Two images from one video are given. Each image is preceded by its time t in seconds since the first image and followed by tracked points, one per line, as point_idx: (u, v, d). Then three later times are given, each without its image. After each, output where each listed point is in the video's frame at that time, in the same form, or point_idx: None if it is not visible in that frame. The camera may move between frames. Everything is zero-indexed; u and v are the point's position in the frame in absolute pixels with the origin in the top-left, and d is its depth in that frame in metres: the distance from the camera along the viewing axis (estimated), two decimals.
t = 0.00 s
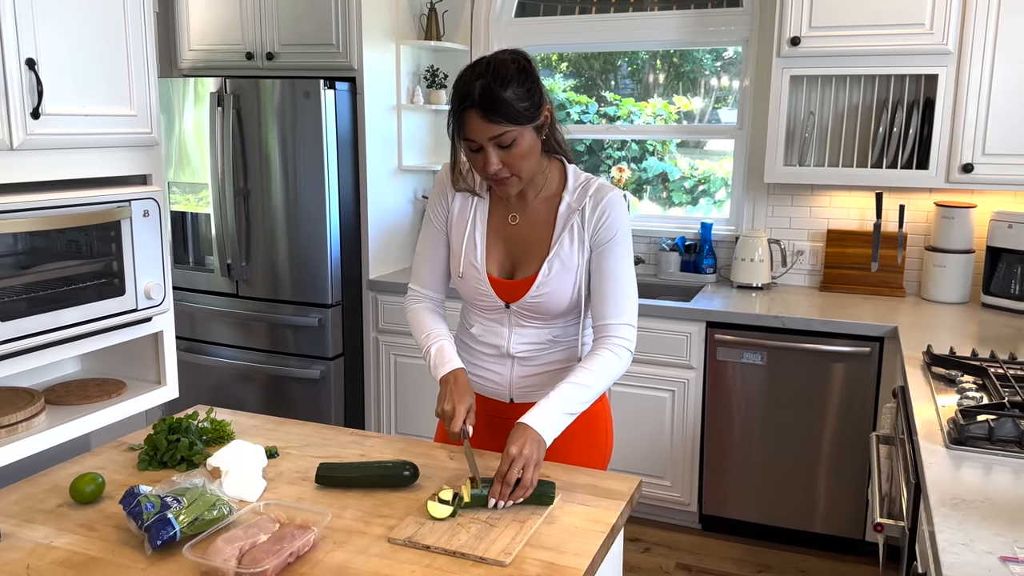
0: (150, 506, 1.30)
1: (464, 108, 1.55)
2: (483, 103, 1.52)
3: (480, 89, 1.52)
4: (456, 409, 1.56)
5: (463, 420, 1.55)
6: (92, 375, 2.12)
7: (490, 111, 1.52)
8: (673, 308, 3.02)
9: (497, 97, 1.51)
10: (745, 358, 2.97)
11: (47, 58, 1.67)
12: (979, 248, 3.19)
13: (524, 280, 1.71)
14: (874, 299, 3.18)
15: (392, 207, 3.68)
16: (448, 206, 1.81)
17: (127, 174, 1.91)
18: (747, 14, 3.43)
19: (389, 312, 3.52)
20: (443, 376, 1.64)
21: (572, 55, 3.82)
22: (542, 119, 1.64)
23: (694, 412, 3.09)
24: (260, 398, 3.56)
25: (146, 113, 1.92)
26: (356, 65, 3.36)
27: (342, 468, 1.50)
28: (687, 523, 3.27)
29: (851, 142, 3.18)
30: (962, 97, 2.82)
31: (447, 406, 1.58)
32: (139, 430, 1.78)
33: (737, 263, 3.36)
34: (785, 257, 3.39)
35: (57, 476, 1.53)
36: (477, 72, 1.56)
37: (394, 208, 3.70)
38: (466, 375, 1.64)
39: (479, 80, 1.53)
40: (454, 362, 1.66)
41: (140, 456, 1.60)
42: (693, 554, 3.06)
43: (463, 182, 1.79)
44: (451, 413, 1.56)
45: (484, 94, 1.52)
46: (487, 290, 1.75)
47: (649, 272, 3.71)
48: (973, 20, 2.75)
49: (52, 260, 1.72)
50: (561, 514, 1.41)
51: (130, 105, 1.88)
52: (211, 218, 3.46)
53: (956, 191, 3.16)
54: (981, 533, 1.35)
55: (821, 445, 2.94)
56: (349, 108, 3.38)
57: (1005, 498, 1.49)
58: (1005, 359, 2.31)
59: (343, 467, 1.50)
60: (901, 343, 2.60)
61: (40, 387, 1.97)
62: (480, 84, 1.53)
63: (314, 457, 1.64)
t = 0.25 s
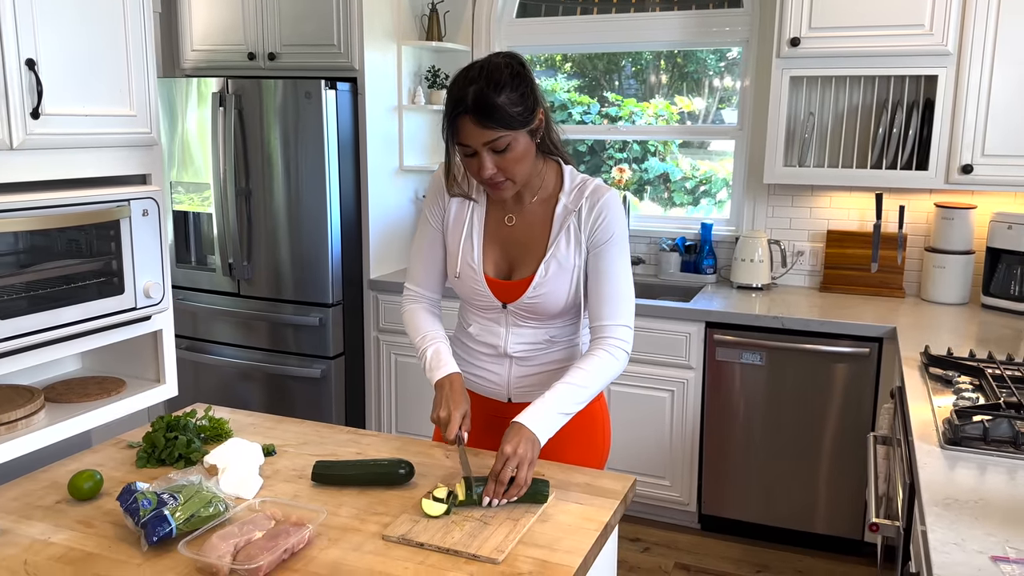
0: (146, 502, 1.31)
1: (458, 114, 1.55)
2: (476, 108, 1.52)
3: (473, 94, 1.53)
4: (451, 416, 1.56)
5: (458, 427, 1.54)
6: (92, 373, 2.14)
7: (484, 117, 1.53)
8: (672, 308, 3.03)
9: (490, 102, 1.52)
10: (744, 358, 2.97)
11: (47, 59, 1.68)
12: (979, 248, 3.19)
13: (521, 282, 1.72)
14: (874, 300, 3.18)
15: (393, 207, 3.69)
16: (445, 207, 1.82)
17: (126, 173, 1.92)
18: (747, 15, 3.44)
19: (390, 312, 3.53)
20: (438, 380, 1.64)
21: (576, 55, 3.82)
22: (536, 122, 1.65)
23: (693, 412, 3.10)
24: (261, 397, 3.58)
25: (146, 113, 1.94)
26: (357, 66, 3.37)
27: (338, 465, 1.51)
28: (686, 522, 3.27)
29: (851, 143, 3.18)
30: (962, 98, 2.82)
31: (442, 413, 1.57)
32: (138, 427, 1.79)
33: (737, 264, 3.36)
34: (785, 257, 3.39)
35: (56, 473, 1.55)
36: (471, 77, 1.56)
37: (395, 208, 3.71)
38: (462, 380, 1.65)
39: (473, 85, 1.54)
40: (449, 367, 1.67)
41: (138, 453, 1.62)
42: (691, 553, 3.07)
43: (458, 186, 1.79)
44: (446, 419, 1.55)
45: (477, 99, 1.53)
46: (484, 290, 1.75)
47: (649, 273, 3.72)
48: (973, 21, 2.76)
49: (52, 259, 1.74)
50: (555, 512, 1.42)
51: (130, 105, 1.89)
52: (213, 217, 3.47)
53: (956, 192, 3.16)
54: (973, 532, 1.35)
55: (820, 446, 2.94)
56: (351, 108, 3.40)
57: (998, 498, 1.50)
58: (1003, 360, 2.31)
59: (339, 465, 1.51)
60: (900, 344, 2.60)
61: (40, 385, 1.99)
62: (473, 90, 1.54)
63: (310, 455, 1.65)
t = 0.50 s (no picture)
0: (144, 501, 1.32)
1: (452, 115, 1.56)
2: (470, 110, 1.53)
3: (466, 96, 1.54)
4: (447, 445, 1.53)
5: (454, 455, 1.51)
6: (93, 372, 2.15)
7: (477, 118, 1.54)
8: (672, 309, 3.03)
9: (483, 104, 1.53)
10: (743, 359, 2.98)
11: (47, 60, 1.70)
12: (980, 250, 3.19)
13: (517, 282, 1.73)
14: (874, 301, 3.18)
15: (395, 207, 3.70)
16: (440, 208, 1.83)
17: (127, 174, 1.93)
18: (749, 16, 3.44)
19: (391, 312, 3.54)
20: (436, 411, 1.61)
21: (580, 55, 3.82)
22: (530, 123, 1.65)
23: (693, 412, 3.10)
24: (263, 397, 3.59)
25: (146, 114, 1.95)
26: (359, 66, 3.38)
27: (336, 464, 1.52)
28: (686, 523, 3.28)
29: (852, 144, 3.19)
30: (962, 99, 2.82)
31: (438, 442, 1.53)
32: (138, 427, 1.80)
33: (738, 265, 3.36)
34: (785, 258, 3.40)
35: (56, 471, 1.56)
36: (464, 79, 1.57)
37: (396, 209, 3.72)
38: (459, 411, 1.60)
39: (466, 87, 1.55)
40: (447, 397, 1.63)
41: (137, 452, 1.63)
42: (691, 554, 3.07)
43: (453, 187, 1.80)
44: (442, 450, 1.52)
45: (471, 101, 1.54)
46: (480, 291, 1.76)
47: (650, 273, 3.72)
48: (974, 22, 2.76)
49: (53, 258, 1.75)
50: (551, 511, 1.43)
51: (130, 106, 1.90)
52: (215, 218, 3.49)
53: (957, 193, 3.16)
54: (967, 533, 1.36)
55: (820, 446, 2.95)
56: (352, 109, 3.41)
57: (994, 499, 1.50)
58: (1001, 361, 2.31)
59: (336, 464, 1.52)
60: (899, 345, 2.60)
61: (41, 384, 2.00)
62: (466, 91, 1.55)
63: (308, 454, 1.66)
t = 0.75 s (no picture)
0: (143, 501, 1.33)
1: (448, 112, 1.57)
2: (466, 107, 1.54)
3: (463, 93, 1.55)
4: (433, 438, 1.55)
5: (441, 447, 1.53)
6: (95, 372, 2.16)
7: (473, 115, 1.54)
8: (673, 310, 3.03)
9: (479, 101, 1.54)
10: (744, 360, 2.98)
11: (49, 62, 1.70)
12: (982, 251, 3.19)
13: (514, 282, 1.73)
14: (876, 302, 3.18)
15: (397, 208, 3.71)
16: (440, 209, 1.84)
17: (127, 175, 1.94)
18: (751, 17, 3.44)
19: (392, 313, 3.55)
20: (422, 402, 1.64)
21: (584, 56, 3.82)
22: (528, 121, 1.66)
23: (694, 413, 3.10)
24: (266, 398, 3.60)
25: (147, 115, 1.96)
26: (361, 67, 3.39)
27: (334, 465, 1.52)
28: (687, 524, 3.28)
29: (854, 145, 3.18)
30: (964, 101, 2.82)
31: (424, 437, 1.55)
32: (138, 427, 1.81)
33: (739, 266, 3.36)
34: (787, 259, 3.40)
35: (56, 471, 1.57)
36: (461, 76, 1.58)
37: (398, 209, 3.72)
38: (444, 401, 1.64)
39: (462, 85, 1.56)
40: (433, 388, 1.66)
41: (137, 452, 1.63)
42: (692, 555, 3.07)
43: (450, 185, 1.80)
44: (429, 442, 1.54)
45: (467, 99, 1.54)
46: (478, 291, 1.77)
47: (652, 274, 3.72)
48: (976, 24, 2.76)
49: (54, 259, 1.76)
50: (548, 512, 1.43)
51: (130, 107, 1.91)
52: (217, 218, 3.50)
53: (959, 194, 3.15)
54: (964, 535, 1.36)
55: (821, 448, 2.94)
56: (354, 109, 3.41)
57: (992, 501, 1.50)
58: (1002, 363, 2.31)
59: (335, 464, 1.52)
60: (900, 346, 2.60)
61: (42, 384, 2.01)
62: (462, 89, 1.55)
63: (307, 455, 1.66)
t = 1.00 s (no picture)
0: (143, 501, 1.33)
1: (452, 114, 1.57)
2: (470, 109, 1.54)
3: (467, 95, 1.55)
4: (448, 411, 1.58)
5: (455, 422, 1.57)
6: (96, 372, 2.16)
7: (478, 118, 1.54)
8: (675, 310, 3.03)
9: (483, 103, 1.54)
10: (746, 361, 2.98)
11: (49, 62, 1.71)
12: (984, 252, 3.18)
13: (517, 282, 1.73)
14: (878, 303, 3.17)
15: (399, 208, 3.71)
16: (443, 209, 1.84)
17: (129, 175, 1.95)
18: (752, 17, 3.44)
19: (394, 313, 3.55)
20: (436, 378, 1.66)
21: (586, 57, 3.82)
22: (531, 123, 1.66)
23: (696, 414, 3.10)
24: (268, 398, 3.60)
25: (148, 116, 1.96)
26: (363, 68, 3.39)
27: (334, 465, 1.52)
28: (689, 525, 3.27)
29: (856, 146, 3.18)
30: (966, 101, 2.81)
31: (439, 408, 1.60)
32: (139, 427, 1.82)
33: (741, 267, 3.36)
34: (789, 260, 3.39)
35: (57, 471, 1.57)
36: (465, 79, 1.58)
37: (400, 210, 3.73)
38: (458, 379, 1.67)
39: (466, 87, 1.56)
40: (446, 366, 1.69)
41: (138, 452, 1.64)
42: (693, 556, 3.07)
43: (453, 187, 1.80)
44: (443, 414, 1.58)
45: (471, 101, 1.54)
46: (481, 291, 1.77)
47: (653, 275, 3.72)
48: (977, 24, 2.75)
49: (55, 259, 1.76)
50: (547, 513, 1.43)
51: (132, 108, 1.92)
52: (219, 219, 3.50)
53: (961, 195, 3.15)
54: (963, 537, 1.36)
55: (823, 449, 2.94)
56: (356, 110, 3.42)
57: (992, 502, 1.50)
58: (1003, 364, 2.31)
59: (334, 465, 1.53)
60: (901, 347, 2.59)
61: (43, 384, 2.01)
62: (467, 91, 1.55)
63: (308, 455, 1.66)
